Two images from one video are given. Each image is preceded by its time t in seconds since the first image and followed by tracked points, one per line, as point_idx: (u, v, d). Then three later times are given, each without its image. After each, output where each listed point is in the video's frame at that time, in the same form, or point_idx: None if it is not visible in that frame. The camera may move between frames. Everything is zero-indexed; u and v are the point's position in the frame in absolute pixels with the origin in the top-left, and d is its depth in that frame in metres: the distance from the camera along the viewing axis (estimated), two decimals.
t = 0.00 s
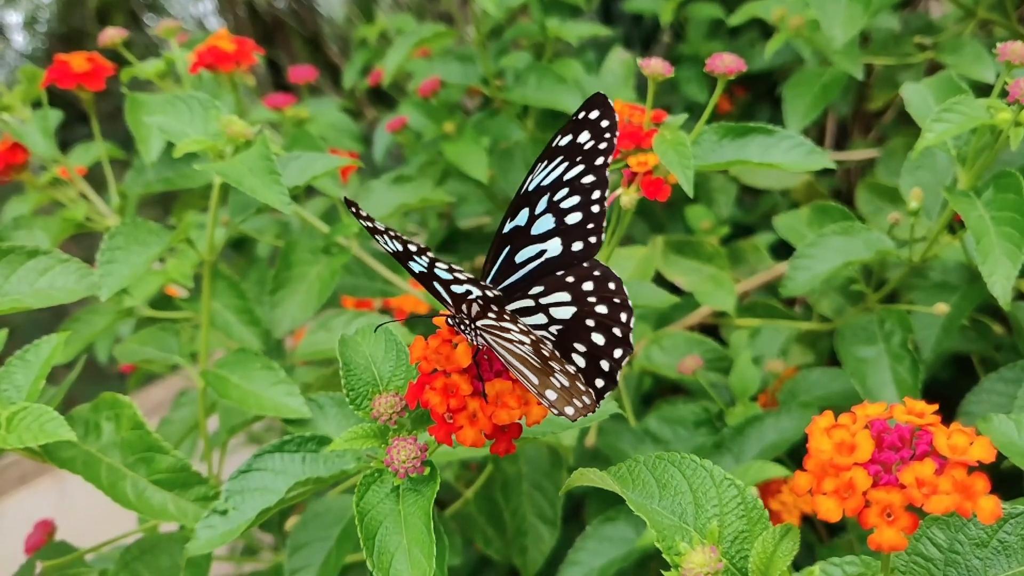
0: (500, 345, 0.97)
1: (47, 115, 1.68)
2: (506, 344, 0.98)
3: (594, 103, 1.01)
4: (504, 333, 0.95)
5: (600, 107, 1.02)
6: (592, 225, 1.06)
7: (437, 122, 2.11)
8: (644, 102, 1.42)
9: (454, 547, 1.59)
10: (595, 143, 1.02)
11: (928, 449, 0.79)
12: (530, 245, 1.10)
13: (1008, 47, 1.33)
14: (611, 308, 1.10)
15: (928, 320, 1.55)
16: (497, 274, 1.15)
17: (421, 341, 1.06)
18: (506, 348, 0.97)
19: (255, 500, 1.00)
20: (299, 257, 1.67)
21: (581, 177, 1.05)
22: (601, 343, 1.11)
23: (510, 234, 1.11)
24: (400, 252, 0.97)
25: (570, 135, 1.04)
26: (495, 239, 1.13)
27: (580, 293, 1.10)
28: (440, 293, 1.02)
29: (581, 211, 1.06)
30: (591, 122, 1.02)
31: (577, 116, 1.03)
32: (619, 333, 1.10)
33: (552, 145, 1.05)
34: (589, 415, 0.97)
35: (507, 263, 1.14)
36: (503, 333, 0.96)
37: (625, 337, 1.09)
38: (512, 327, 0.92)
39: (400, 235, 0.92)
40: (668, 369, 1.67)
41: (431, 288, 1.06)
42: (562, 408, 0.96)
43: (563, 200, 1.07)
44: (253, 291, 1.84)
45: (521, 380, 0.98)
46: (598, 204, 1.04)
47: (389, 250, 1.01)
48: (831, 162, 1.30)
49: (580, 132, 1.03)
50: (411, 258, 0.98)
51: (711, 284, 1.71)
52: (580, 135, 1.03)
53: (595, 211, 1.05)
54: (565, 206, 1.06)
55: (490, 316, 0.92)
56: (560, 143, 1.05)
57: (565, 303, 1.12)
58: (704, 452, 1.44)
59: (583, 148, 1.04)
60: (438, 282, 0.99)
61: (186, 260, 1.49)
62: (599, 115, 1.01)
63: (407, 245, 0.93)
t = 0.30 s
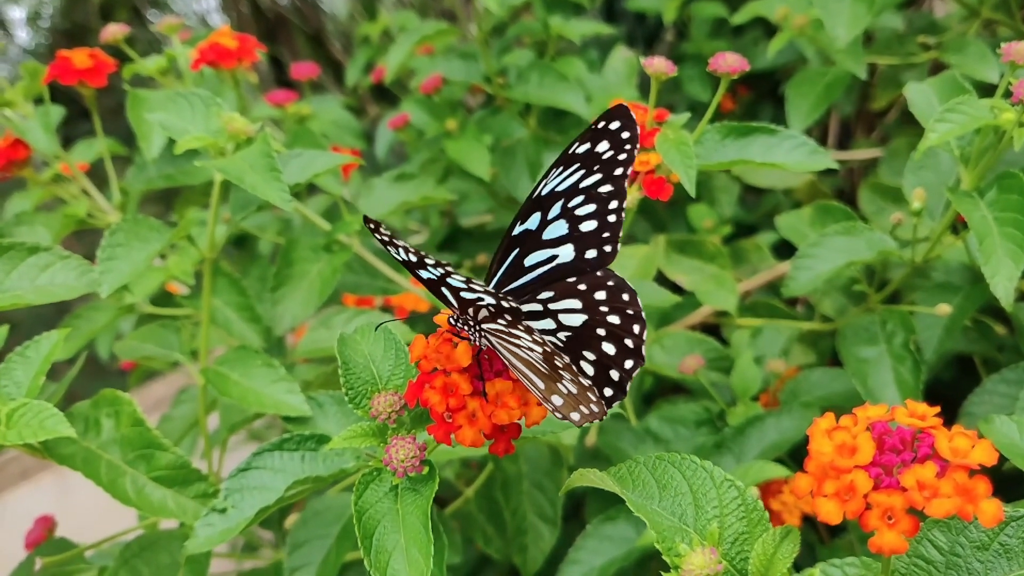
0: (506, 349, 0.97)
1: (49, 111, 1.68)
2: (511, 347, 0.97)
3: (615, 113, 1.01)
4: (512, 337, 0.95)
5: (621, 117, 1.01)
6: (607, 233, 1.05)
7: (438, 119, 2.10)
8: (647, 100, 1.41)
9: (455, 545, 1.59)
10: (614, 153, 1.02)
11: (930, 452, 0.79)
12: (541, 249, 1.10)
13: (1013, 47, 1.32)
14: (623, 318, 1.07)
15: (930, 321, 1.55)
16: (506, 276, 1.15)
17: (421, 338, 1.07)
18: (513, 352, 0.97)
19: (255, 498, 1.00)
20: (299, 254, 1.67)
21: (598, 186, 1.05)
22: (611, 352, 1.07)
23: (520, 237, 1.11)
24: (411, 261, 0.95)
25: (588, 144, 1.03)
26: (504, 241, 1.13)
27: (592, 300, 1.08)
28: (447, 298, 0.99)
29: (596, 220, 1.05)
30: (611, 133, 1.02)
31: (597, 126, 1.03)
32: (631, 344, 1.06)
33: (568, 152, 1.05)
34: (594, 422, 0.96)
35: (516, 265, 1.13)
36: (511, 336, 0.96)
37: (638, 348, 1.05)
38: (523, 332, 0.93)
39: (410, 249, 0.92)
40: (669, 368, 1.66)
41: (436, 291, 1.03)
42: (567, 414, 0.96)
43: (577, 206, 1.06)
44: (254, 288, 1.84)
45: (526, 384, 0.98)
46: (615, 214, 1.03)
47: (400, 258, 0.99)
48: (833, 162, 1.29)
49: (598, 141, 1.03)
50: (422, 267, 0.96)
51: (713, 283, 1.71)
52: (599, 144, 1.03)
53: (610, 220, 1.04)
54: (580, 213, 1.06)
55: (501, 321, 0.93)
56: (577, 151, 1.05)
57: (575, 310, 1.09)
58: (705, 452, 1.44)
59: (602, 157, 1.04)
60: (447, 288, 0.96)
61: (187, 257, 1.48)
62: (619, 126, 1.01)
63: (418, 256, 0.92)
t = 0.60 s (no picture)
0: (509, 348, 0.98)
1: (51, 107, 1.67)
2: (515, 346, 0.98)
3: (631, 119, 1.02)
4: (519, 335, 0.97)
5: (636, 124, 1.02)
6: (618, 236, 1.04)
7: (441, 116, 2.10)
8: (650, 98, 1.41)
9: (455, 543, 1.59)
10: (628, 159, 1.02)
11: (934, 454, 0.78)
12: (549, 250, 1.09)
13: (1018, 45, 1.32)
14: (630, 323, 1.06)
15: (933, 321, 1.54)
16: (511, 275, 1.14)
17: (425, 336, 1.06)
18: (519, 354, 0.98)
19: (255, 493, 0.99)
20: (302, 251, 1.67)
21: (609, 190, 1.04)
22: (616, 356, 1.06)
23: (528, 237, 1.10)
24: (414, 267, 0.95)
25: (601, 148, 1.04)
26: (511, 240, 1.12)
27: (599, 303, 1.07)
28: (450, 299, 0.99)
29: (607, 222, 1.04)
30: (624, 138, 1.02)
31: (610, 131, 1.03)
32: (637, 349, 1.05)
33: (581, 155, 1.05)
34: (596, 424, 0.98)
35: (522, 265, 1.12)
36: (517, 336, 0.97)
37: (644, 354, 1.05)
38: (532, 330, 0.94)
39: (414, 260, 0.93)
40: (672, 367, 1.66)
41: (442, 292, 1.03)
42: (569, 415, 0.96)
43: (588, 209, 1.05)
44: (256, 285, 1.84)
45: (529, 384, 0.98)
46: (626, 218, 1.02)
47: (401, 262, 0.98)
48: (837, 162, 1.29)
49: (611, 146, 1.03)
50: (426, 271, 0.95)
51: (716, 282, 1.71)
52: (612, 149, 1.04)
53: (622, 224, 1.03)
54: (591, 215, 1.05)
55: (506, 322, 0.94)
56: (590, 155, 1.05)
57: (582, 313, 1.08)
58: (706, 451, 1.43)
59: (615, 162, 1.03)
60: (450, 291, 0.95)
61: (188, 253, 1.48)
62: (634, 132, 1.01)
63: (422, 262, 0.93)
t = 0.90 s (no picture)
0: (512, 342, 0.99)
1: (53, 102, 1.67)
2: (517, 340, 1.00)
3: (641, 122, 1.04)
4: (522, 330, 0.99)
5: (646, 126, 1.04)
6: (626, 233, 1.04)
7: (444, 113, 2.10)
8: (654, 96, 1.40)
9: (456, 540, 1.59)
10: (637, 159, 1.04)
11: (938, 455, 0.78)
12: (555, 246, 1.08)
13: None
14: (637, 320, 1.01)
15: (938, 320, 1.53)
16: (515, 272, 1.12)
17: (427, 330, 1.04)
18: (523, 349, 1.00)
19: (257, 489, 0.99)
20: (304, 247, 1.66)
21: (619, 188, 1.05)
22: (621, 352, 1.00)
23: (534, 233, 1.10)
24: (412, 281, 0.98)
25: (611, 148, 1.05)
26: (515, 235, 1.11)
27: (606, 300, 1.03)
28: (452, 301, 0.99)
29: (615, 220, 1.05)
30: (634, 139, 1.04)
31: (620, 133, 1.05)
32: (643, 345, 1.00)
33: (591, 154, 1.06)
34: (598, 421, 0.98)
35: (527, 261, 1.11)
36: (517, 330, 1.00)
37: (650, 350, 0.99)
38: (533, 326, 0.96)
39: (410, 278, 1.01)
40: (674, 365, 1.66)
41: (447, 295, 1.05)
42: (572, 411, 0.97)
43: (597, 206, 1.06)
44: (258, 281, 1.84)
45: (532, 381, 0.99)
46: (635, 215, 1.03)
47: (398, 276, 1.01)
48: (842, 159, 1.28)
49: (621, 147, 1.05)
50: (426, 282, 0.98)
51: (718, 280, 1.70)
52: (621, 149, 1.05)
53: (631, 221, 1.03)
54: (599, 212, 1.05)
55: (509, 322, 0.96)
56: (599, 154, 1.06)
57: (588, 308, 1.03)
58: (709, 449, 1.43)
59: (624, 162, 1.05)
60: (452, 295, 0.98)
61: (190, 248, 1.48)
62: (644, 133, 1.03)
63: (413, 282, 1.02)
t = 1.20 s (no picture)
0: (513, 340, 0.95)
1: (55, 96, 1.66)
2: (519, 335, 0.95)
3: (642, 116, 1.02)
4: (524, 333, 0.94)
5: (647, 120, 1.02)
6: (631, 228, 1.03)
7: (446, 107, 2.08)
8: (657, 92, 1.39)
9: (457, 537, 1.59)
10: (639, 153, 1.02)
11: (943, 455, 0.77)
12: (558, 241, 1.09)
13: None
14: (644, 316, 1.01)
15: (941, 319, 1.53)
16: (517, 267, 1.13)
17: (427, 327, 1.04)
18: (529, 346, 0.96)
19: (257, 484, 0.99)
20: (306, 242, 1.66)
21: (622, 183, 1.04)
22: (629, 349, 0.99)
23: (535, 229, 1.10)
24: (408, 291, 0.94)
25: (612, 143, 1.04)
26: (517, 231, 1.11)
27: (612, 297, 1.03)
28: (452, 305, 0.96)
29: (619, 214, 1.04)
30: (636, 133, 1.02)
31: (621, 127, 1.03)
32: (651, 342, 0.99)
33: (591, 149, 1.05)
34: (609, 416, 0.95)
35: (530, 256, 1.12)
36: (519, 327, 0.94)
37: (658, 346, 0.98)
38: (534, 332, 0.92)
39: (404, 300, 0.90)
40: (676, 362, 1.65)
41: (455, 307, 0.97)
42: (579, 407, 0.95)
43: (599, 201, 1.06)
44: (260, 276, 1.83)
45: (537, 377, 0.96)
46: (640, 210, 1.02)
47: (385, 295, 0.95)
48: (847, 156, 1.27)
49: (622, 141, 1.03)
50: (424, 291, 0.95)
51: (721, 278, 1.70)
52: (622, 144, 1.04)
53: (635, 216, 1.02)
54: (602, 208, 1.05)
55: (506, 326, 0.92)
56: (600, 149, 1.05)
57: (593, 306, 1.04)
58: (711, 447, 1.43)
59: (626, 156, 1.03)
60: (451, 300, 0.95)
61: (192, 244, 1.47)
62: (646, 128, 1.01)
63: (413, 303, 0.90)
